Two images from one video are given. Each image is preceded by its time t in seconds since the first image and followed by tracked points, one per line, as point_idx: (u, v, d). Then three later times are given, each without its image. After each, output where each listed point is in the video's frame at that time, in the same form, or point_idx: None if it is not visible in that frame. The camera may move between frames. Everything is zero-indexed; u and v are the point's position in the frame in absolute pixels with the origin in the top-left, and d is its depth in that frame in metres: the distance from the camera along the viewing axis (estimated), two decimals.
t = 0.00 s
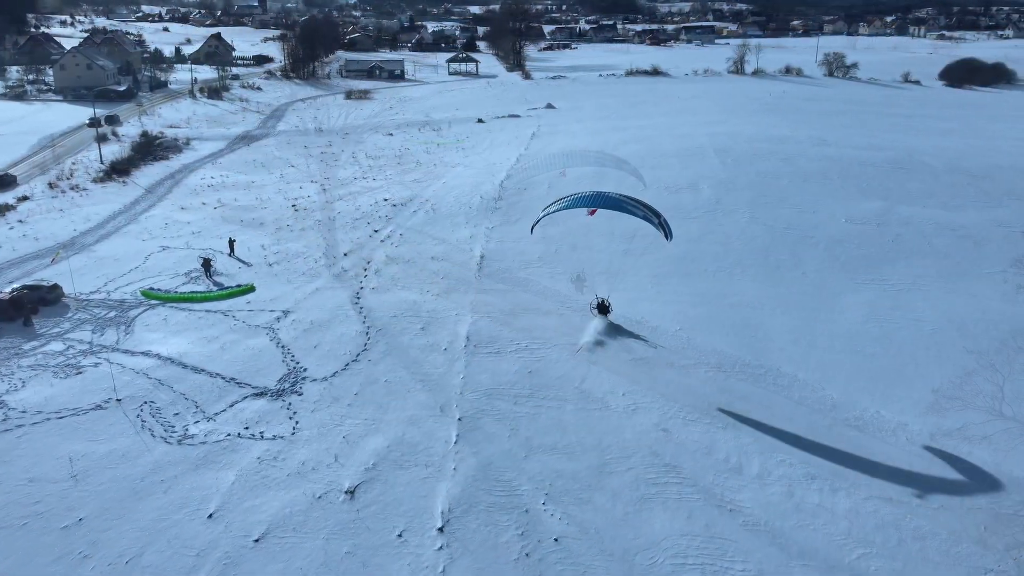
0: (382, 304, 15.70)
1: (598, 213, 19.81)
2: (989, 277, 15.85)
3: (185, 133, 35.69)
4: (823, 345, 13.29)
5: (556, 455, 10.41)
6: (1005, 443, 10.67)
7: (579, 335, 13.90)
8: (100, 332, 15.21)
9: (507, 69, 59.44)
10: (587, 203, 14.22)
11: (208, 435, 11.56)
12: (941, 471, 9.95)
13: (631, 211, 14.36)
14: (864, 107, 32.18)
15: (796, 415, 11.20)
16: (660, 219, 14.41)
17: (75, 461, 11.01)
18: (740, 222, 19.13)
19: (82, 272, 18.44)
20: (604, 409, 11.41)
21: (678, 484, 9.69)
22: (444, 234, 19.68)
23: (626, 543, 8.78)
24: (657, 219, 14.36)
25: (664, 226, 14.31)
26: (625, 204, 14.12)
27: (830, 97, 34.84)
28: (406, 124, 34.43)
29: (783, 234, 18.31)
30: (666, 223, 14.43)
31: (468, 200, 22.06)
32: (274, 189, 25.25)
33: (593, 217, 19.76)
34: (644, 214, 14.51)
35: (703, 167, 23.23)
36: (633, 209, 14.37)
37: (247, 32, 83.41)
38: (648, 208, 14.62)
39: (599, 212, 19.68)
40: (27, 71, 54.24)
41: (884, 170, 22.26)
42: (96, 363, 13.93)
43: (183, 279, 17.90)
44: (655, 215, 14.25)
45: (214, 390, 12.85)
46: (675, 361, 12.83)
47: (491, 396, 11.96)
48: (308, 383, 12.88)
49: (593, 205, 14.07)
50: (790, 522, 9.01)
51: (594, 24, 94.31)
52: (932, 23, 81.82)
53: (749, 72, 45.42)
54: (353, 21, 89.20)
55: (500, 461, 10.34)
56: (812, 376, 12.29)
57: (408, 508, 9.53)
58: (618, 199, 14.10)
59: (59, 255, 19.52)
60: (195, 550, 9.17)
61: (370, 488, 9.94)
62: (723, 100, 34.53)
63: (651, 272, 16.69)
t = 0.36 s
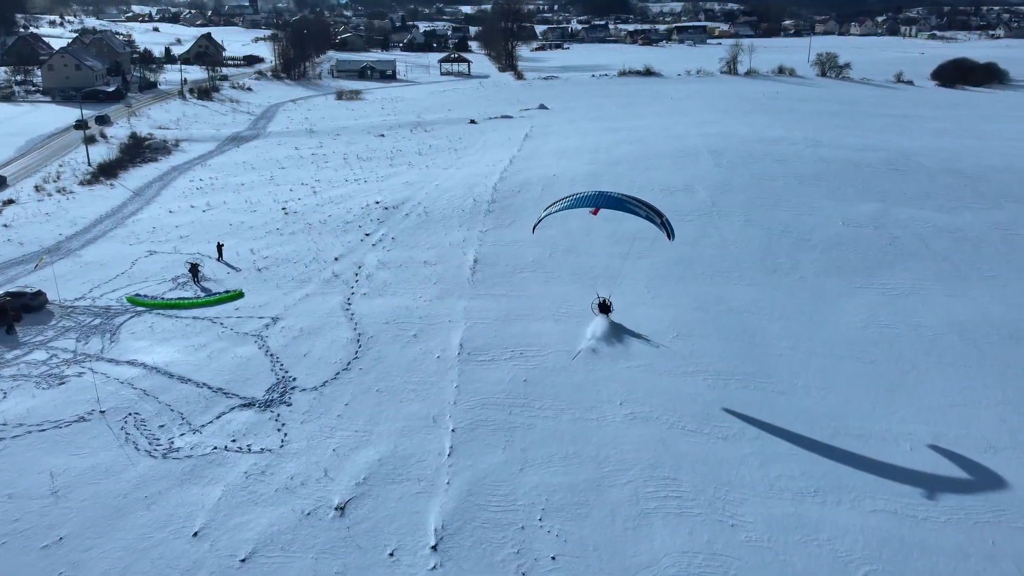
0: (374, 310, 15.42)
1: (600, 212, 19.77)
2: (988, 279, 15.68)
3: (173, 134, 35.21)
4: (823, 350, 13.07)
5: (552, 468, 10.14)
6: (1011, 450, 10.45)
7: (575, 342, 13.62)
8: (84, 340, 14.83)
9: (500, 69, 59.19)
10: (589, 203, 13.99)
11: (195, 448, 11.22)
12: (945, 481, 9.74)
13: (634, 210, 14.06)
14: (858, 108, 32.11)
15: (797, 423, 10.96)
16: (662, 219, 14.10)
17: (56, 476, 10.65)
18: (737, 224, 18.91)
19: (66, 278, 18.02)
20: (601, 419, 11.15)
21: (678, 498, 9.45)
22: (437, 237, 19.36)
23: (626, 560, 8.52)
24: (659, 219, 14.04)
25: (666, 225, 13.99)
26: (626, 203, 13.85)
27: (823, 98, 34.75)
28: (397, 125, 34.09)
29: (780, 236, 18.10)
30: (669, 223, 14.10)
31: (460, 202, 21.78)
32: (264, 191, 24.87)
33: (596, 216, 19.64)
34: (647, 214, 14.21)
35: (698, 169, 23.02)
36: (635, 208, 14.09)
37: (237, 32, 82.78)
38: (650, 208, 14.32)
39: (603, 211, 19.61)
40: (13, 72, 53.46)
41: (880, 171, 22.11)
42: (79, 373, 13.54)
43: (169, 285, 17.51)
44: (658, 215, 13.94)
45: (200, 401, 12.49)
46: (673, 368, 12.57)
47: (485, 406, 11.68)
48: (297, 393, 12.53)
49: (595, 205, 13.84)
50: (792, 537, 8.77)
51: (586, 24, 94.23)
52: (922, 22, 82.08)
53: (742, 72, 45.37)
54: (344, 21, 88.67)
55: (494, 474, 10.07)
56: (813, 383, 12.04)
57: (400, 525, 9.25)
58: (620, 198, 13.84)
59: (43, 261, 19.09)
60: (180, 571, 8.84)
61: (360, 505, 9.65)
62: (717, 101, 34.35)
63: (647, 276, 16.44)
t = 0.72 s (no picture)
0: (364, 318, 15.08)
1: (603, 212, 19.68)
2: (989, 283, 15.47)
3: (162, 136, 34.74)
4: (823, 357, 12.82)
5: (549, 483, 9.84)
6: (1018, 461, 10.22)
7: (571, 350, 13.32)
8: (67, 350, 14.41)
9: (492, 69, 58.88)
10: (591, 202, 13.71)
11: (181, 462, 10.87)
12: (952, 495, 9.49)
13: (636, 210, 13.81)
14: (851, 108, 31.98)
15: (798, 433, 10.69)
16: (665, 219, 13.84)
17: (35, 493, 10.28)
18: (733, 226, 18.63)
19: (49, 285, 17.58)
20: (599, 432, 10.86)
21: (678, 514, 9.17)
22: (429, 241, 19.03)
23: None
24: (661, 219, 13.78)
25: (668, 225, 13.72)
26: (629, 203, 13.59)
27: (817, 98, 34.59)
28: (389, 126, 33.74)
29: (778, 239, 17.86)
30: (672, 223, 13.88)
31: (453, 205, 21.46)
32: (253, 194, 24.46)
33: (599, 216, 19.50)
34: (649, 214, 13.95)
35: (693, 170, 22.78)
36: (638, 208, 13.84)
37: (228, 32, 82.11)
38: (652, 208, 14.06)
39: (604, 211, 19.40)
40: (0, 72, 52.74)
41: (876, 172, 21.93)
42: (61, 384, 13.13)
43: (156, 291, 17.10)
44: (660, 215, 13.68)
45: (186, 413, 12.11)
46: (671, 377, 12.29)
47: (477, 419, 11.36)
48: (285, 404, 12.19)
49: (597, 204, 13.57)
50: (796, 554, 8.51)
51: (579, 24, 94.11)
52: (914, 22, 82.17)
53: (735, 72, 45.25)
54: (336, 21, 88.15)
55: (489, 489, 9.76)
56: (814, 391, 11.80)
57: (392, 544, 8.94)
58: (622, 197, 13.58)
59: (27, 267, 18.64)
60: None
61: (350, 523, 9.33)
62: (711, 102, 34.13)
63: (643, 280, 16.16)
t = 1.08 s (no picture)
0: (355, 325, 14.79)
1: (603, 213, 19.40)
2: (988, 286, 15.33)
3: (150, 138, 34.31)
4: (822, 363, 12.62)
5: (544, 497, 9.59)
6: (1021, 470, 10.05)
7: (566, 357, 13.07)
8: (51, 359, 14.04)
9: (484, 70, 58.65)
10: (591, 202, 13.43)
11: (166, 477, 10.55)
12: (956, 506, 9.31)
13: (636, 210, 13.56)
14: (845, 108, 31.90)
15: (799, 443, 10.48)
16: (665, 219, 13.61)
17: (15, 510, 9.94)
18: (729, 228, 18.41)
19: (33, 291, 17.18)
20: (595, 444, 10.61)
21: (678, 529, 8.95)
22: (421, 245, 18.74)
23: None
24: (662, 219, 13.54)
25: (670, 225, 13.48)
26: (630, 203, 13.33)
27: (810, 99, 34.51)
28: (380, 127, 33.41)
29: (774, 241, 17.65)
30: (673, 221, 13.67)
31: (446, 207, 21.18)
32: (242, 197, 24.09)
33: (599, 218, 19.25)
34: (650, 213, 13.72)
35: (688, 171, 22.57)
36: (638, 208, 13.58)
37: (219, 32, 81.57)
38: (652, 208, 13.83)
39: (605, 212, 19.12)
40: None
41: (871, 174, 21.80)
42: (43, 395, 12.77)
43: (142, 298, 16.75)
44: (661, 215, 13.44)
45: (172, 424, 11.79)
46: (668, 385, 12.05)
47: (470, 430, 11.10)
48: (274, 415, 11.88)
49: (598, 204, 13.29)
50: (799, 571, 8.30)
51: (570, 24, 94.07)
52: (904, 23, 82.52)
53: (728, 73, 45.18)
54: (328, 22, 87.70)
55: (484, 504, 9.51)
56: (814, 399, 11.59)
57: (383, 563, 8.66)
58: (623, 198, 13.32)
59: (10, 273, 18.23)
60: None
61: (340, 541, 9.06)
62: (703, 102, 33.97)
63: (638, 284, 15.93)
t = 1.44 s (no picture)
0: (346, 332, 14.44)
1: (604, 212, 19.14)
2: (988, 290, 15.14)
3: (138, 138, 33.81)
4: (824, 370, 12.37)
5: (542, 514, 9.29)
6: None
7: (563, 365, 12.76)
8: (33, 369, 13.63)
9: (477, 70, 58.32)
10: (592, 202, 13.12)
11: (150, 493, 10.19)
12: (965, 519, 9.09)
13: (638, 210, 13.26)
14: (839, 109, 31.76)
15: (802, 454, 10.22)
16: (668, 218, 13.34)
17: None
18: (726, 230, 18.14)
19: (16, 298, 16.75)
20: (594, 456, 10.32)
21: (679, 546, 8.69)
22: (414, 249, 18.40)
23: None
24: (664, 219, 13.27)
25: (672, 225, 13.21)
26: (632, 202, 13.06)
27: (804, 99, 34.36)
28: (371, 128, 33.02)
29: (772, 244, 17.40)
30: (674, 220, 13.42)
31: (439, 210, 20.85)
32: (231, 199, 23.67)
33: (599, 219, 19.01)
34: (653, 213, 13.44)
35: (684, 172, 22.33)
36: (640, 207, 13.28)
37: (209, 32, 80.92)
38: (654, 207, 13.54)
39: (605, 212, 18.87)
40: None
41: (868, 175, 21.60)
42: (25, 406, 12.37)
43: (127, 305, 16.34)
44: (663, 214, 13.16)
45: (157, 437, 11.41)
46: (668, 394, 11.76)
47: (465, 443, 10.78)
48: (262, 427, 11.53)
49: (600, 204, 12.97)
50: None
51: (563, 23, 93.93)
52: (896, 22, 82.71)
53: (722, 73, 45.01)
54: (319, 21, 87.19)
55: (480, 521, 9.21)
56: (816, 408, 11.34)
57: None
58: (625, 197, 13.02)
59: None
60: None
61: (330, 561, 8.75)
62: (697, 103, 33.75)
63: (635, 289, 15.65)
